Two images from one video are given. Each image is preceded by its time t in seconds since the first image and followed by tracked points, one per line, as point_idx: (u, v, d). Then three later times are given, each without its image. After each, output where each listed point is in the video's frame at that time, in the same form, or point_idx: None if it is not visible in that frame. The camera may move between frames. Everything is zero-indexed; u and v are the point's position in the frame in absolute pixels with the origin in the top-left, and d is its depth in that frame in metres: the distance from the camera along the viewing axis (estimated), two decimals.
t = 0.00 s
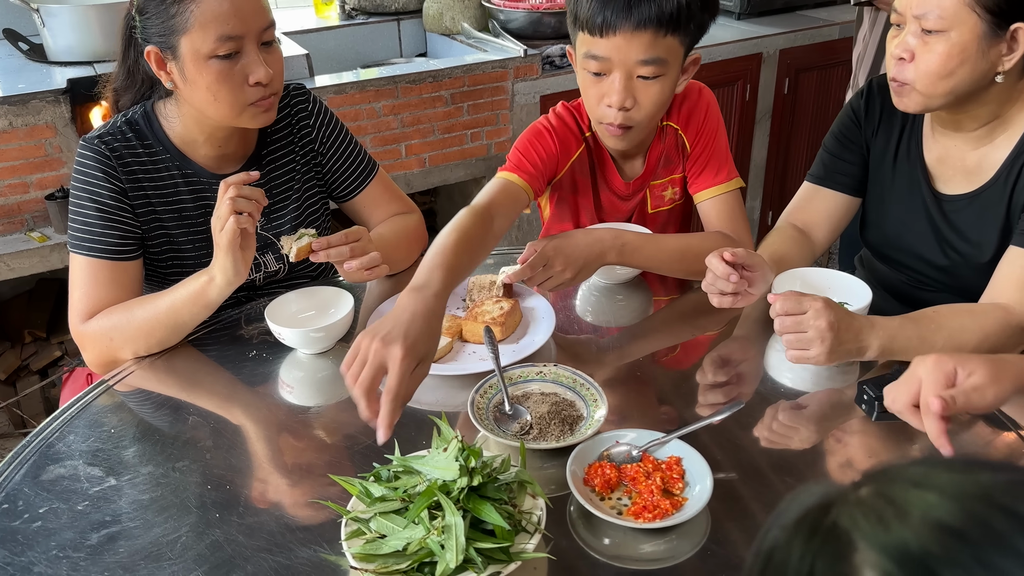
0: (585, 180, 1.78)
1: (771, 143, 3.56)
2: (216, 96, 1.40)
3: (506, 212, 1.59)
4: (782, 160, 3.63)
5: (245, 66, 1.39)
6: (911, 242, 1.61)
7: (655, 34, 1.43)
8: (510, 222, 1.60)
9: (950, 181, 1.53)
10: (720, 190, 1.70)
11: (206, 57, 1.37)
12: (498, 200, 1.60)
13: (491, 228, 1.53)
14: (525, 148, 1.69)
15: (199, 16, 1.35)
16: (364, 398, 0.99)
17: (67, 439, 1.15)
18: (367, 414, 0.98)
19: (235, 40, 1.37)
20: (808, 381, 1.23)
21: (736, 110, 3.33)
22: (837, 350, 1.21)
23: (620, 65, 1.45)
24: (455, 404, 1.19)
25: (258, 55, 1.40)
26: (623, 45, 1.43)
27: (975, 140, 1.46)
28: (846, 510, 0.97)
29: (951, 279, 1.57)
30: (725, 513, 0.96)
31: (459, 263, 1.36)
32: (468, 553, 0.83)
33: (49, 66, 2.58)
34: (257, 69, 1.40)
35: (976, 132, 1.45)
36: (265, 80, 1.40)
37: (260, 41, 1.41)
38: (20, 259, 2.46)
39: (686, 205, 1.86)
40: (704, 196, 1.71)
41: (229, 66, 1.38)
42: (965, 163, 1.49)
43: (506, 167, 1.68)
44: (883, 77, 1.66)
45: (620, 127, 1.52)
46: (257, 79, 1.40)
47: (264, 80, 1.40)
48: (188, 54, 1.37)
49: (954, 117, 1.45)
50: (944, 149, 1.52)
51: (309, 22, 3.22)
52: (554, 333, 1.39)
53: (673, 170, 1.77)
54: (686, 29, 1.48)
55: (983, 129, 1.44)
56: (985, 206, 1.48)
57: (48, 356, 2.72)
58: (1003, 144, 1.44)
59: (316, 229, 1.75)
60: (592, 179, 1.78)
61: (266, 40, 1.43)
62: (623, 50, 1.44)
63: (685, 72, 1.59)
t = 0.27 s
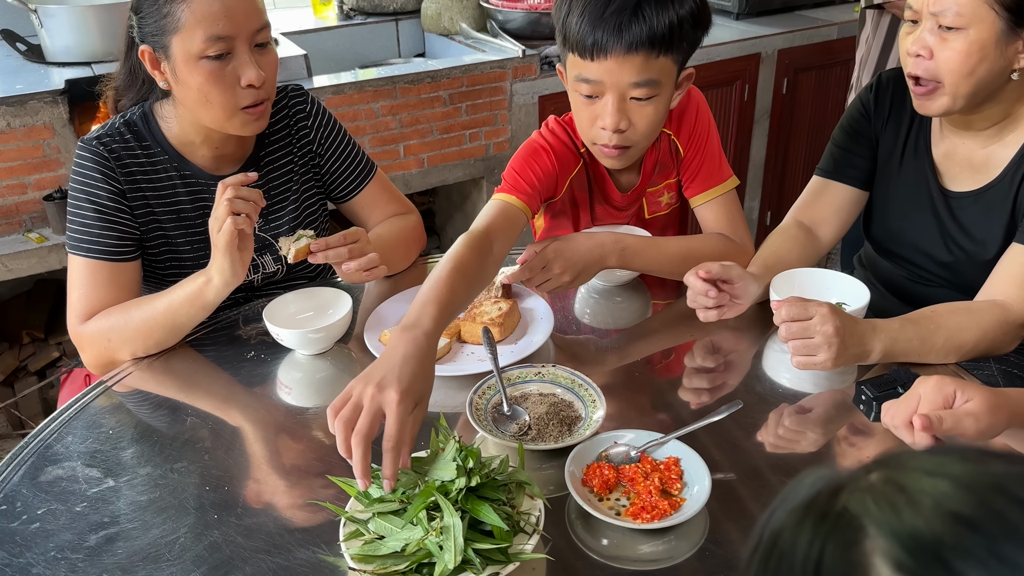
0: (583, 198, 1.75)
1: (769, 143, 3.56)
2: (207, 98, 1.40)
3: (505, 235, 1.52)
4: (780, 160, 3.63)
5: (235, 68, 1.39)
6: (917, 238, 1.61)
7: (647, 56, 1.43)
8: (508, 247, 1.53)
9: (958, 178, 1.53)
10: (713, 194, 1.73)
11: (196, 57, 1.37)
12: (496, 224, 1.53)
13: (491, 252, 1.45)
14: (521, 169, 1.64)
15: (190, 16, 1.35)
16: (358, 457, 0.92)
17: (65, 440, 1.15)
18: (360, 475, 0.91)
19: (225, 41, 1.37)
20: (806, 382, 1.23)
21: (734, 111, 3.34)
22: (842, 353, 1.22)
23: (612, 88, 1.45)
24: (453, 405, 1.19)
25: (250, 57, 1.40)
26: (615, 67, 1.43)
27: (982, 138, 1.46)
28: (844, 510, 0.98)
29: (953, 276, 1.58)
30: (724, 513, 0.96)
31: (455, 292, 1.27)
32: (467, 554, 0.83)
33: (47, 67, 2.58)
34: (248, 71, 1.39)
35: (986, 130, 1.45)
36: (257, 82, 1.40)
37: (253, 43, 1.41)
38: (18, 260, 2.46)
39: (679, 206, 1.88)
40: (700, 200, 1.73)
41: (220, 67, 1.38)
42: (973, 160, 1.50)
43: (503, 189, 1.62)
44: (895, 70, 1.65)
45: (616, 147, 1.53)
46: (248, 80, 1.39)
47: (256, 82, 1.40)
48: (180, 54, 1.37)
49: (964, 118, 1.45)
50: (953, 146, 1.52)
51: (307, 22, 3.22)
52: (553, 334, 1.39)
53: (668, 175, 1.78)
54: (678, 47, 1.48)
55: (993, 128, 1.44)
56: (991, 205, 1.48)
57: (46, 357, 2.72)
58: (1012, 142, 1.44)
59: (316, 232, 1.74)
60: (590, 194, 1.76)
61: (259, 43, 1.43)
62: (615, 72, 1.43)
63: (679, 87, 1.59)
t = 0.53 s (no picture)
0: (583, 198, 1.75)
1: (768, 143, 3.56)
2: (198, 96, 1.40)
3: (506, 233, 1.52)
4: (779, 160, 3.63)
5: (226, 69, 1.39)
6: (918, 237, 1.62)
7: (646, 57, 1.43)
8: (509, 245, 1.53)
9: (960, 178, 1.53)
10: (712, 194, 1.73)
11: (187, 57, 1.37)
12: (497, 220, 1.53)
13: (491, 248, 1.46)
14: (521, 168, 1.64)
15: (182, 15, 1.35)
16: (359, 427, 0.98)
17: (64, 440, 1.15)
18: (362, 445, 0.96)
19: (216, 41, 1.37)
20: (805, 381, 1.23)
21: (733, 111, 3.34)
22: (841, 352, 1.22)
23: (612, 90, 1.45)
24: (452, 404, 1.19)
25: (242, 58, 1.40)
26: (615, 70, 1.43)
27: (983, 139, 1.47)
28: (844, 509, 0.98)
29: (954, 275, 1.58)
30: (723, 512, 0.96)
31: (455, 285, 1.29)
32: (466, 552, 0.83)
33: (46, 67, 2.58)
34: (239, 72, 1.39)
35: (988, 131, 1.45)
36: (246, 83, 1.39)
37: (247, 45, 1.40)
38: (17, 261, 2.46)
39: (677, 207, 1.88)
40: (699, 200, 1.73)
41: (211, 67, 1.38)
42: (975, 161, 1.50)
43: (503, 187, 1.62)
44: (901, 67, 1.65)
45: (616, 149, 1.52)
46: (239, 82, 1.39)
47: (246, 83, 1.39)
48: (172, 53, 1.38)
49: (966, 118, 1.45)
50: (956, 146, 1.53)
51: (306, 22, 3.22)
52: (552, 334, 1.39)
53: (667, 176, 1.78)
54: (678, 49, 1.48)
55: (995, 129, 1.45)
56: (992, 206, 1.48)
57: (45, 357, 2.72)
58: (1013, 143, 1.44)
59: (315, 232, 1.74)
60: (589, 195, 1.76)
61: (254, 44, 1.42)
62: (615, 74, 1.43)
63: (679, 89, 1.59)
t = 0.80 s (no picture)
0: (582, 198, 1.76)
1: (767, 143, 3.56)
2: (198, 91, 1.40)
3: (505, 231, 1.53)
4: (778, 160, 3.64)
5: (227, 64, 1.39)
6: (918, 238, 1.61)
7: (645, 56, 1.43)
8: (507, 243, 1.54)
9: (961, 180, 1.53)
10: (710, 193, 1.73)
11: (188, 50, 1.37)
12: (496, 218, 1.53)
13: (489, 246, 1.47)
14: (520, 167, 1.64)
15: (185, 9, 1.35)
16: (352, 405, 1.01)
17: (63, 438, 1.15)
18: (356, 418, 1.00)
19: (217, 36, 1.36)
20: (803, 380, 1.24)
21: (732, 111, 3.34)
22: (838, 349, 1.22)
23: (610, 88, 1.45)
24: (452, 402, 1.19)
25: (243, 55, 1.39)
26: (614, 67, 1.43)
27: (986, 142, 1.47)
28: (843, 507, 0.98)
29: (954, 276, 1.57)
30: (722, 510, 0.96)
31: (453, 280, 1.31)
32: (466, 550, 0.83)
33: (46, 67, 2.58)
34: (239, 68, 1.39)
35: (991, 134, 1.45)
36: (247, 79, 1.40)
37: (249, 42, 1.40)
38: (17, 260, 2.46)
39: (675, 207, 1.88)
40: (697, 199, 1.74)
41: (212, 62, 1.38)
42: (976, 163, 1.50)
43: (501, 186, 1.62)
44: (901, 70, 1.67)
45: (613, 147, 1.53)
46: (239, 78, 1.39)
47: (246, 79, 1.39)
48: (175, 46, 1.38)
49: (969, 121, 1.45)
50: (957, 148, 1.53)
51: (306, 22, 3.23)
52: (551, 333, 1.39)
53: (665, 175, 1.78)
54: (675, 48, 1.48)
55: (998, 133, 1.45)
56: (994, 208, 1.48)
57: (45, 357, 2.73)
58: (1015, 147, 1.45)
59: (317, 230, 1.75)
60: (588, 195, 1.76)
61: (258, 41, 1.42)
62: (614, 72, 1.43)
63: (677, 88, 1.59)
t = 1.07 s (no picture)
0: (580, 201, 1.77)
1: (766, 144, 3.57)
2: (207, 86, 1.41)
3: (501, 241, 1.53)
4: (777, 161, 3.65)
5: (234, 58, 1.39)
6: (919, 240, 1.62)
7: (639, 64, 1.44)
8: (503, 251, 1.54)
9: (962, 182, 1.54)
10: (708, 195, 1.74)
11: (197, 44, 1.38)
12: (492, 227, 1.54)
13: (486, 255, 1.46)
14: (515, 173, 1.65)
15: (195, 3, 1.36)
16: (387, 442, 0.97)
17: (65, 438, 1.15)
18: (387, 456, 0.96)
19: (225, 30, 1.37)
20: (802, 379, 1.24)
21: (732, 112, 3.35)
22: (836, 348, 1.23)
23: (604, 95, 1.46)
24: (452, 402, 1.20)
25: (251, 49, 1.39)
26: (607, 75, 1.44)
27: (987, 144, 1.47)
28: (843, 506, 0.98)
29: (954, 277, 1.58)
30: (721, 508, 0.97)
31: (453, 293, 1.29)
32: (467, 549, 0.84)
33: (46, 68, 2.58)
34: (246, 62, 1.39)
35: (991, 137, 1.45)
36: (253, 73, 1.39)
37: (257, 37, 1.40)
38: (17, 261, 2.46)
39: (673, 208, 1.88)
40: (695, 201, 1.74)
41: (219, 55, 1.39)
42: (977, 166, 1.50)
43: (497, 193, 1.63)
44: (900, 72, 1.67)
45: (607, 154, 1.53)
46: (246, 71, 1.39)
47: (253, 73, 1.39)
48: (185, 38, 1.39)
49: (969, 124, 1.45)
50: (957, 151, 1.53)
51: (306, 23, 3.23)
52: (551, 332, 1.40)
53: (662, 177, 1.78)
54: (670, 55, 1.49)
55: (998, 135, 1.45)
56: (994, 210, 1.48)
57: (46, 357, 2.73)
58: (1016, 147, 1.44)
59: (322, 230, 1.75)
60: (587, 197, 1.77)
61: (267, 38, 1.41)
62: (608, 80, 1.44)
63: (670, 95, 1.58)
